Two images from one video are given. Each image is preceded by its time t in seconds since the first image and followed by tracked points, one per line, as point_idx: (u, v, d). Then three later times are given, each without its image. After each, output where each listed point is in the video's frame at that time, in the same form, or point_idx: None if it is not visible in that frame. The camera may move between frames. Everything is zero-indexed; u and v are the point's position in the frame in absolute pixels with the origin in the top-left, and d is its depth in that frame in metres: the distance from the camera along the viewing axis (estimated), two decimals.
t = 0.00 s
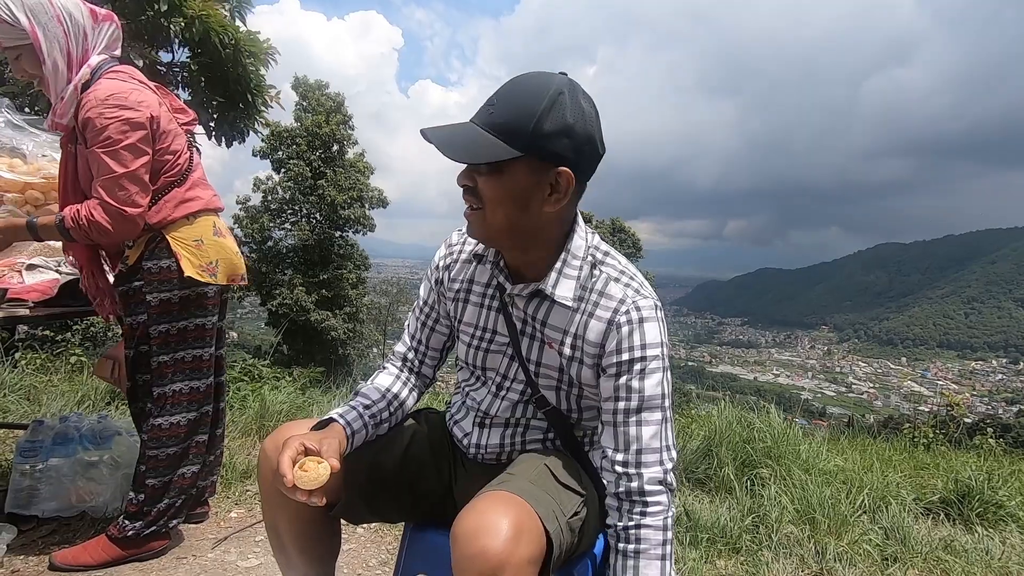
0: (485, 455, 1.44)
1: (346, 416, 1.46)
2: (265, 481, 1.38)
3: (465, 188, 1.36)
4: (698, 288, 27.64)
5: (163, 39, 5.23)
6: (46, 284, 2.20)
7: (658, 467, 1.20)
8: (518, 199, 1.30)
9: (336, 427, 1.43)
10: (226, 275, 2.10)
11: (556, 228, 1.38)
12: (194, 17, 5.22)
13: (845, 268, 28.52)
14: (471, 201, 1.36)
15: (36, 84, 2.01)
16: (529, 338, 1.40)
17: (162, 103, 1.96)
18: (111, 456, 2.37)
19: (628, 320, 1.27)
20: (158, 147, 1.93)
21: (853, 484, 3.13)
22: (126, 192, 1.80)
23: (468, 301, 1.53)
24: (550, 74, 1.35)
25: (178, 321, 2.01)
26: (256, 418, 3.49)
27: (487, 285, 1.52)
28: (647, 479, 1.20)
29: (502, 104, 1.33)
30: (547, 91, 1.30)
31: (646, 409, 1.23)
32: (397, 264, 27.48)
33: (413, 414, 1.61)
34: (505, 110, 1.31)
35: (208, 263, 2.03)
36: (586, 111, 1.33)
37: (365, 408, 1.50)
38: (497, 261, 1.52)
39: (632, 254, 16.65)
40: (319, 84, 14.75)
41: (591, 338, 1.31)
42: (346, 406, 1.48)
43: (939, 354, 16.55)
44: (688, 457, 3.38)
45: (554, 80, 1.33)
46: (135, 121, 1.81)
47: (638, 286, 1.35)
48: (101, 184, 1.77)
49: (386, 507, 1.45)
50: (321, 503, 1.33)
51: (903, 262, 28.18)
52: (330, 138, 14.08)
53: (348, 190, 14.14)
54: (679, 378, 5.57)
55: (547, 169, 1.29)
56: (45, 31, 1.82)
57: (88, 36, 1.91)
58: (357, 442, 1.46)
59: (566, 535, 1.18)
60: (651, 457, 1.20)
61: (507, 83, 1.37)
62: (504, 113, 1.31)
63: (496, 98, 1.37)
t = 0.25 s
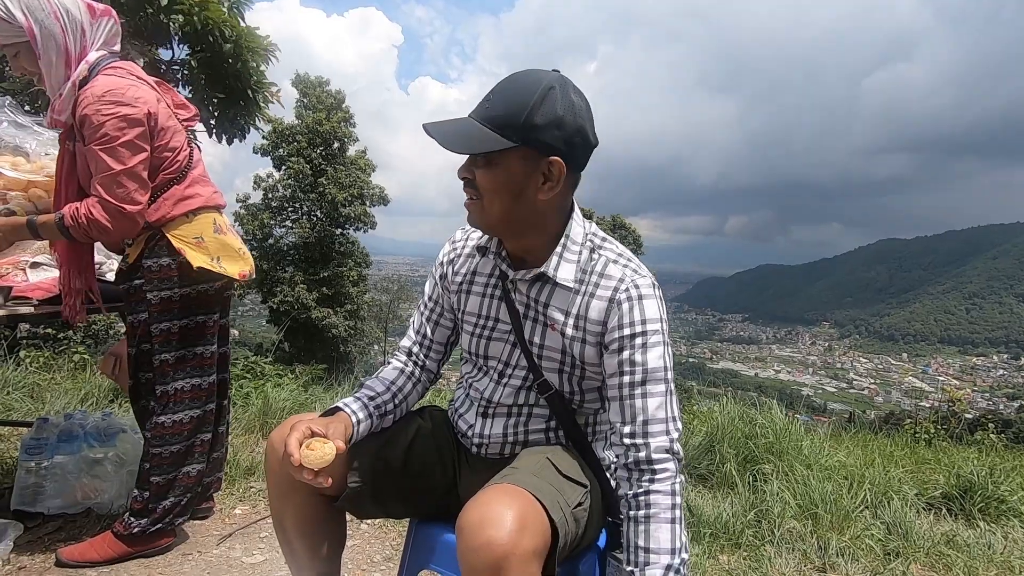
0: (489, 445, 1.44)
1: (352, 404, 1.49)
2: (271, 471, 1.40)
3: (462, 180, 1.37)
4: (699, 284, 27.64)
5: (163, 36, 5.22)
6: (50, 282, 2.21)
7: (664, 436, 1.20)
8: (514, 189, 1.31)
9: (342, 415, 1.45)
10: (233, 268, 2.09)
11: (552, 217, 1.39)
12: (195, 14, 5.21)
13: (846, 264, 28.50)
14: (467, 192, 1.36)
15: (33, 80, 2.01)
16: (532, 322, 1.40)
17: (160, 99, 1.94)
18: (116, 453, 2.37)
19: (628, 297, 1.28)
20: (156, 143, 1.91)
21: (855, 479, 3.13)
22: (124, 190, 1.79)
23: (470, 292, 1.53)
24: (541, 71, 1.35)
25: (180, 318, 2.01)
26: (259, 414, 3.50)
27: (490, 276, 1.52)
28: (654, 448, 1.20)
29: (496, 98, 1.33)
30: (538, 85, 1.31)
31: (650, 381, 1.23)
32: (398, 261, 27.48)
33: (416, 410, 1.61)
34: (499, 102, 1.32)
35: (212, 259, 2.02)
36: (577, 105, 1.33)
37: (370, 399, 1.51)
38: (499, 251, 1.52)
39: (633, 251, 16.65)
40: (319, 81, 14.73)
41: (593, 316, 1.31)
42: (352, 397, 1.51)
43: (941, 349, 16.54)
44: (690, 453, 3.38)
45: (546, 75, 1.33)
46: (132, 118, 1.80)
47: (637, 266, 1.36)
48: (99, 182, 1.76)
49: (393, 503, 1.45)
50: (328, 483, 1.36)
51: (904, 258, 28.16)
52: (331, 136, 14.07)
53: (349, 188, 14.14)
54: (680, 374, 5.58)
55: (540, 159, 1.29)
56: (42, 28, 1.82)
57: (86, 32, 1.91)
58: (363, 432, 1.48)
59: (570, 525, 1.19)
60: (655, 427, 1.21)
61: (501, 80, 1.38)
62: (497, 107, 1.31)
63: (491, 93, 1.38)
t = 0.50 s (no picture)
0: (491, 437, 1.45)
1: (354, 394, 1.50)
2: (274, 462, 1.41)
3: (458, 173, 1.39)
4: (700, 282, 27.62)
5: (164, 31, 5.21)
6: (53, 277, 2.20)
7: (661, 420, 1.21)
8: (505, 184, 1.31)
9: (343, 403, 1.47)
10: (224, 270, 2.07)
11: (545, 213, 1.39)
12: (195, 8, 5.19)
13: (847, 263, 28.49)
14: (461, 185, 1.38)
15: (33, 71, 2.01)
16: (531, 313, 1.40)
17: (159, 92, 1.94)
18: (119, 448, 2.38)
19: (624, 285, 1.29)
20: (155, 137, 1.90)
21: (856, 477, 3.14)
22: (123, 183, 1.79)
23: (471, 287, 1.53)
24: (537, 68, 1.35)
25: (179, 313, 2.01)
26: (260, 410, 3.51)
27: (489, 270, 1.52)
28: (651, 433, 1.21)
29: (491, 94, 1.34)
30: (532, 82, 1.31)
31: (648, 367, 1.23)
32: (398, 258, 27.46)
33: (419, 405, 1.62)
34: (494, 97, 1.32)
35: (206, 257, 2.01)
36: (570, 104, 1.32)
37: (374, 390, 1.53)
38: (498, 246, 1.52)
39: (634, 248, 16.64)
40: (320, 77, 14.71)
41: (591, 305, 1.32)
42: (356, 388, 1.52)
43: (941, 348, 16.53)
44: (691, 450, 3.38)
45: (541, 73, 1.32)
46: (129, 111, 1.79)
47: (633, 256, 1.36)
48: (98, 175, 1.76)
49: (395, 498, 1.45)
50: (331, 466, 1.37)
51: (904, 257, 28.15)
52: (332, 132, 14.05)
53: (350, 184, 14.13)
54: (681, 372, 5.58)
55: (530, 155, 1.30)
56: (41, 19, 1.81)
57: (85, 23, 1.91)
58: (365, 421, 1.49)
59: (570, 517, 1.19)
60: (653, 412, 1.22)
61: (498, 76, 1.38)
62: (491, 102, 1.32)
63: (488, 89, 1.38)
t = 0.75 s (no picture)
0: (492, 430, 1.45)
1: (355, 385, 1.52)
2: (276, 458, 1.42)
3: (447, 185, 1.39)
4: (700, 280, 27.62)
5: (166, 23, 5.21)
6: (57, 270, 2.21)
7: (651, 415, 1.22)
8: (493, 198, 1.32)
9: (344, 393, 1.49)
10: (226, 262, 2.07)
11: (537, 218, 1.39)
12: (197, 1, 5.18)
13: (848, 261, 28.47)
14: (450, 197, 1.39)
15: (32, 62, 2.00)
16: (528, 310, 1.41)
17: (157, 84, 1.92)
18: (121, 441, 2.39)
19: (618, 283, 1.29)
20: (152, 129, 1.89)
21: (855, 475, 3.15)
22: (118, 177, 1.78)
23: (470, 285, 1.53)
24: (521, 74, 1.33)
25: (178, 308, 2.01)
26: (261, 404, 3.52)
27: (488, 268, 1.53)
28: (641, 427, 1.22)
29: (476, 105, 1.33)
30: (516, 92, 1.29)
31: (641, 363, 1.24)
32: (399, 253, 27.45)
33: (420, 400, 1.62)
34: (480, 108, 1.32)
35: (207, 250, 2.01)
36: (555, 112, 1.31)
37: (374, 382, 1.54)
38: (494, 245, 1.52)
39: (635, 245, 16.63)
40: (322, 71, 14.68)
41: (586, 303, 1.32)
42: (357, 379, 1.54)
43: (941, 348, 16.53)
44: (691, 447, 3.39)
45: (525, 82, 1.31)
46: (124, 102, 1.78)
47: (627, 253, 1.36)
48: (94, 168, 1.76)
49: (396, 490, 1.45)
50: (333, 452, 1.40)
51: (905, 256, 28.13)
52: (333, 126, 14.03)
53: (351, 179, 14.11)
54: (681, 369, 5.58)
55: (515, 169, 1.29)
56: (38, 9, 1.80)
57: (83, 14, 1.91)
58: (366, 413, 1.50)
59: (572, 512, 1.20)
60: (644, 407, 1.22)
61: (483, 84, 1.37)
62: (475, 115, 1.31)
63: (472, 97, 1.37)
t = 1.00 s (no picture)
0: (494, 428, 1.45)
1: (360, 381, 1.53)
2: (279, 451, 1.43)
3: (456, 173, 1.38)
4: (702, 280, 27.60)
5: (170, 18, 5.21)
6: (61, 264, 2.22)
7: (650, 409, 1.22)
8: (505, 181, 1.32)
9: (349, 388, 1.50)
10: (225, 259, 2.07)
11: (544, 207, 1.40)
12: None
13: (850, 262, 28.43)
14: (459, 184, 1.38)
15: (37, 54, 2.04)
16: (529, 306, 1.41)
17: (158, 78, 1.92)
18: (124, 434, 2.40)
19: (618, 278, 1.29)
20: (152, 124, 1.90)
21: (855, 476, 3.15)
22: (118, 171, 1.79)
23: (472, 283, 1.54)
24: (530, 67, 1.36)
25: (177, 304, 2.00)
26: (263, 399, 3.53)
27: (489, 266, 1.53)
28: (638, 421, 1.22)
29: (488, 93, 1.34)
30: (528, 82, 1.31)
31: (640, 357, 1.24)
32: (401, 251, 27.47)
33: (423, 397, 1.63)
34: (491, 97, 1.33)
35: (206, 246, 2.00)
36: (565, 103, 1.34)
37: (378, 377, 1.55)
38: (496, 242, 1.52)
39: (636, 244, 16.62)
40: (325, 67, 14.68)
41: (587, 298, 1.33)
42: (360, 375, 1.55)
43: (943, 349, 16.52)
44: (692, 446, 3.39)
45: (536, 73, 1.34)
46: (126, 97, 1.79)
47: (628, 249, 1.36)
48: (95, 163, 1.77)
49: (397, 487, 1.46)
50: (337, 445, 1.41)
51: (907, 257, 28.09)
52: (336, 122, 14.04)
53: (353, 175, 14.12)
54: (682, 368, 5.59)
55: (529, 153, 1.30)
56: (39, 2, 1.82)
57: (85, 6, 1.91)
58: (370, 408, 1.51)
59: (573, 509, 1.20)
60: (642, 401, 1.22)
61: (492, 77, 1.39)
62: (488, 102, 1.32)
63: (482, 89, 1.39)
